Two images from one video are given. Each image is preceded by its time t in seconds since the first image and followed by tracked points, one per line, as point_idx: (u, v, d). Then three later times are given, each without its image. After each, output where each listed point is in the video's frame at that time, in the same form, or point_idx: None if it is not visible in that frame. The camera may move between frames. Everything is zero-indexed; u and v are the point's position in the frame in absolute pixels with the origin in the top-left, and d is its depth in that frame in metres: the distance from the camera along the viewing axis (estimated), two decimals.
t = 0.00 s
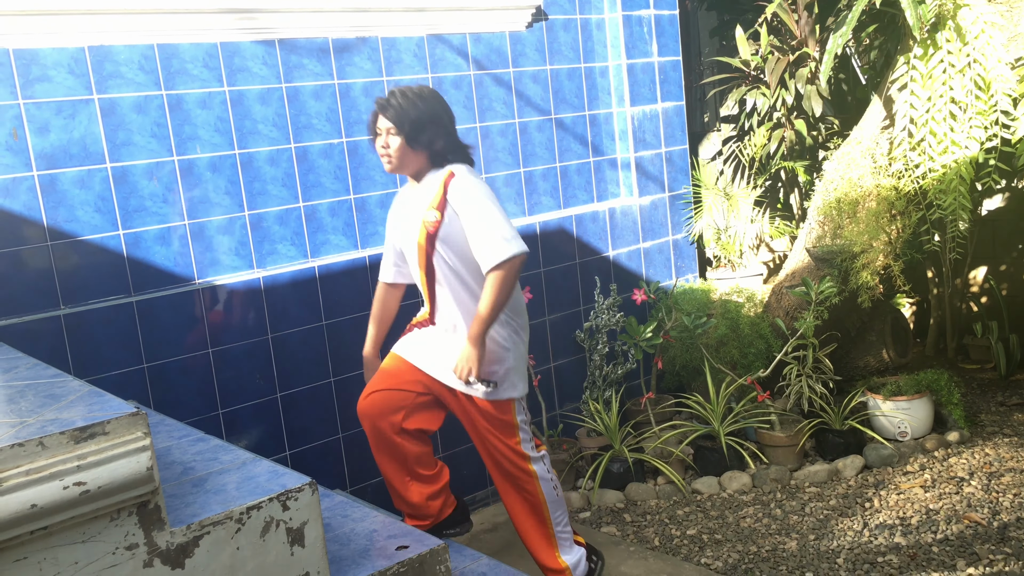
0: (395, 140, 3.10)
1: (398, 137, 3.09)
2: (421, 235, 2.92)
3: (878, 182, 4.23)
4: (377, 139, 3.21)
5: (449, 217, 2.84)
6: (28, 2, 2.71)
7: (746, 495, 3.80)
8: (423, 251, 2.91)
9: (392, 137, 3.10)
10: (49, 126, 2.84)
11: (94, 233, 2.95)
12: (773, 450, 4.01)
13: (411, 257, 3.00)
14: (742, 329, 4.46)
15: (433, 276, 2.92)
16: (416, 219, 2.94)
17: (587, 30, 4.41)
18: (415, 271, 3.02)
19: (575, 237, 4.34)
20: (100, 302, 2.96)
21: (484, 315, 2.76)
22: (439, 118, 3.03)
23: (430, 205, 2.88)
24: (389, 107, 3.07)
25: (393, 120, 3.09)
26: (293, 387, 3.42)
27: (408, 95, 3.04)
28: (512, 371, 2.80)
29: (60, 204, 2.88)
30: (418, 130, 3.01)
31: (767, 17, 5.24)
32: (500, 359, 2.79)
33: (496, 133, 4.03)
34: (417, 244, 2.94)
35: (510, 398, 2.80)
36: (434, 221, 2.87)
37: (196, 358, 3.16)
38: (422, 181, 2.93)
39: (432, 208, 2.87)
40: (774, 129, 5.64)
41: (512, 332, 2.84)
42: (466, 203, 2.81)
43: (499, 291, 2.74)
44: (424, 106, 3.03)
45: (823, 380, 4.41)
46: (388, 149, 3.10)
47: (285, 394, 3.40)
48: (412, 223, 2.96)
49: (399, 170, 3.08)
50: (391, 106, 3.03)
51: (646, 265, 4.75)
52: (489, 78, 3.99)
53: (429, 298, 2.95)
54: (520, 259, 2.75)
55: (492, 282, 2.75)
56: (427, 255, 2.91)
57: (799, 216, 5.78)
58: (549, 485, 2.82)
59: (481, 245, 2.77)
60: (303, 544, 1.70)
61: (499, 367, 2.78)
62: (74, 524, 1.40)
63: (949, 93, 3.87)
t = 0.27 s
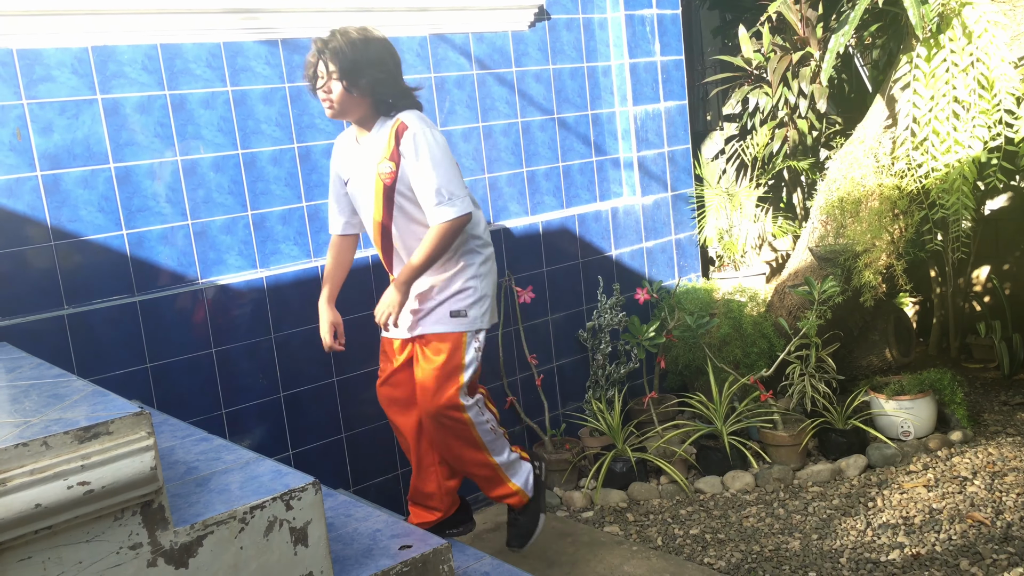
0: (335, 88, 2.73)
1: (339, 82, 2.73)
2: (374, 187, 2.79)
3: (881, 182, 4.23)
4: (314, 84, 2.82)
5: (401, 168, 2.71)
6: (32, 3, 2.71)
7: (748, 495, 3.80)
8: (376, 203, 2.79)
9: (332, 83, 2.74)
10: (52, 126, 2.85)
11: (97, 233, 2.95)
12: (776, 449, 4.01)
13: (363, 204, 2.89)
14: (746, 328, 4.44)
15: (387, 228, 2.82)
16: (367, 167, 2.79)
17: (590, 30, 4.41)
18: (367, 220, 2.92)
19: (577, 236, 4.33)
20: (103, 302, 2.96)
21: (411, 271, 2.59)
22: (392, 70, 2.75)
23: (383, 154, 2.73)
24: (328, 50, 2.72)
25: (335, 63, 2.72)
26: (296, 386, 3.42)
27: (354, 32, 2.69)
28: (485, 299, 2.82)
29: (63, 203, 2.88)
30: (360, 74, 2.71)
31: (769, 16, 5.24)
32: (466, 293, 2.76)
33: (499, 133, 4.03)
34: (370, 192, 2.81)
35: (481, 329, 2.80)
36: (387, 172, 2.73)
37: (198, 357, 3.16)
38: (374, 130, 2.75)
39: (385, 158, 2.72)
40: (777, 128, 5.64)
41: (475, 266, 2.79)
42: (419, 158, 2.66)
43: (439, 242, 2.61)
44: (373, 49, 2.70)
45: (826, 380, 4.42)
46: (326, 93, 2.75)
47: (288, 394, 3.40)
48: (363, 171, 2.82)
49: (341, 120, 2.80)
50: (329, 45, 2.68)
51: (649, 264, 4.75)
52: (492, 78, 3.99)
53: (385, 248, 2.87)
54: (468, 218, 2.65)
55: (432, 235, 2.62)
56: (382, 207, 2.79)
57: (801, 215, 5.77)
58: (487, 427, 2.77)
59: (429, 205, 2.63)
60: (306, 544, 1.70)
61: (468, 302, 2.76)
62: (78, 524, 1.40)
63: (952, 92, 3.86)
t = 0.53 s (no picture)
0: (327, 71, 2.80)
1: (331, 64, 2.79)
2: (361, 165, 2.81)
3: (881, 182, 4.24)
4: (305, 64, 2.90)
5: (392, 150, 2.75)
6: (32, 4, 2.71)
7: (748, 496, 3.80)
8: (363, 181, 2.81)
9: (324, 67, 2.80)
10: (52, 127, 2.85)
11: (97, 234, 2.96)
12: (776, 450, 4.01)
13: (348, 182, 2.90)
14: (746, 329, 4.44)
15: (371, 207, 2.83)
16: (357, 146, 2.82)
17: (590, 31, 4.41)
18: (350, 198, 2.93)
19: (577, 236, 4.34)
20: (103, 303, 2.97)
21: (387, 260, 2.63)
22: (379, 47, 2.82)
23: (374, 136, 2.77)
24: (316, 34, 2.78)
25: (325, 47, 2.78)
26: (296, 387, 3.43)
27: (341, 12, 2.72)
28: (462, 284, 2.86)
29: (63, 204, 2.88)
30: (349, 54, 2.77)
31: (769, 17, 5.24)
32: (443, 278, 2.79)
33: (499, 134, 4.03)
34: (358, 170, 2.83)
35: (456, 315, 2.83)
36: (377, 153, 2.77)
37: (199, 358, 3.16)
38: (366, 110, 2.81)
39: (376, 138, 2.76)
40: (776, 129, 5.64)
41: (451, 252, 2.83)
42: (409, 141, 2.68)
43: (417, 232, 2.63)
44: (360, 27, 2.75)
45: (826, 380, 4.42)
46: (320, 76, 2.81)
47: (288, 394, 3.40)
48: (353, 149, 2.85)
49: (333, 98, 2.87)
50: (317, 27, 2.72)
51: (649, 265, 4.75)
52: (492, 79, 4.00)
53: (365, 224, 2.87)
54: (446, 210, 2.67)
55: (411, 226, 2.64)
56: (367, 186, 2.81)
57: (801, 215, 5.78)
58: (445, 434, 2.79)
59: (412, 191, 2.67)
60: (306, 545, 1.70)
61: (445, 287, 2.79)
62: (78, 525, 1.40)
63: (952, 92, 3.86)
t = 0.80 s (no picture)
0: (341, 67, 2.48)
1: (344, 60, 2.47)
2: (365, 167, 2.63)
3: (880, 182, 4.24)
4: (318, 57, 2.56)
5: (399, 155, 2.56)
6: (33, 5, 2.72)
7: (749, 496, 3.80)
8: (366, 185, 2.64)
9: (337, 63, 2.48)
10: (52, 128, 2.85)
11: (97, 235, 2.96)
12: (776, 450, 4.01)
13: (352, 184, 2.74)
14: (746, 330, 4.44)
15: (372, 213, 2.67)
16: (364, 147, 2.64)
17: (590, 32, 4.42)
18: (353, 200, 2.76)
19: (576, 237, 4.32)
20: (102, 304, 2.97)
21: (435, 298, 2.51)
22: (392, 40, 2.50)
23: (381, 139, 2.58)
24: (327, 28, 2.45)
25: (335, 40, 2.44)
26: (296, 388, 3.43)
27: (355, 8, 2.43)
28: (464, 306, 2.72)
29: (63, 205, 2.88)
30: (363, 49, 2.45)
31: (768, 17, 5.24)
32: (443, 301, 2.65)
33: (499, 134, 4.03)
34: (362, 172, 2.66)
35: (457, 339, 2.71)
36: (382, 158, 2.58)
37: (198, 359, 3.16)
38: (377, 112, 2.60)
39: (383, 142, 2.57)
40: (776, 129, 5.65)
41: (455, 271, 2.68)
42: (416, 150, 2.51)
43: (441, 252, 2.50)
44: (375, 22, 2.45)
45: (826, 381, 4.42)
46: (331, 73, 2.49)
47: (288, 395, 3.40)
48: (359, 150, 2.67)
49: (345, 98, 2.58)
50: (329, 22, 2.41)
51: (649, 265, 4.75)
52: (492, 79, 4.00)
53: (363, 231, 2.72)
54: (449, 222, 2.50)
55: (431, 241, 2.51)
56: (370, 191, 2.64)
57: (801, 216, 5.78)
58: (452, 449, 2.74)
59: (418, 201, 2.50)
60: (306, 546, 1.70)
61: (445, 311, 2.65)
62: (78, 526, 1.40)
63: (951, 93, 3.86)
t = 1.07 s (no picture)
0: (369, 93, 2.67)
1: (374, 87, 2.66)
2: (388, 192, 2.75)
3: (878, 183, 4.24)
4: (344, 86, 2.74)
5: (422, 181, 2.68)
6: (31, 6, 2.72)
7: (747, 496, 3.80)
8: (389, 209, 2.76)
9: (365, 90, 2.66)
10: (50, 130, 2.85)
11: (95, 237, 2.96)
12: (774, 450, 4.01)
13: (371, 208, 2.84)
14: (744, 330, 4.45)
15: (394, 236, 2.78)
16: (386, 173, 2.76)
17: (588, 32, 4.42)
18: (371, 224, 2.86)
19: (576, 238, 4.33)
20: (101, 305, 2.97)
21: (500, 313, 2.63)
22: (419, 72, 2.69)
23: (405, 166, 2.70)
24: (361, 53, 2.65)
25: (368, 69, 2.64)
26: (295, 389, 3.43)
27: (387, 38, 2.63)
28: (464, 328, 2.80)
29: (61, 206, 2.88)
30: (392, 78, 2.65)
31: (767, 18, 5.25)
32: (448, 318, 2.75)
33: (497, 135, 4.03)
34: (384, 197, 2.77)
35: (452, 359, 2.78)
36: (405, 183, 2.70)
37: (197, 360, 3.16)
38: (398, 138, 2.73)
39: (406, 168, 2.69)
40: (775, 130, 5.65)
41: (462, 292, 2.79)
42: (440, 176, 2.64)
43: (493, 272, 2.64)
44: (404, 53, 2.64)
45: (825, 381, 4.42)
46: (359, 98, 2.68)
47: (287, 396, 3.40)
48: (380, 176, 2.79)
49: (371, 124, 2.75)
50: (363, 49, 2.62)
51: (648, 266, 4.75)
52: (490, 80, 4.00)
53: (384, 254, 2.83)
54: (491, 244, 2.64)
55: (484, 263, 2.63)
56: (394, 214, 2.76)
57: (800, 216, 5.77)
58: (443, 461, 2.76)
59: (449, 224, 2.63)
60: (303, 547, 1.70)
61: (449, 326, 2.75)
62: (75, 527, 1.40)
63: (949, 93, 3.86)
